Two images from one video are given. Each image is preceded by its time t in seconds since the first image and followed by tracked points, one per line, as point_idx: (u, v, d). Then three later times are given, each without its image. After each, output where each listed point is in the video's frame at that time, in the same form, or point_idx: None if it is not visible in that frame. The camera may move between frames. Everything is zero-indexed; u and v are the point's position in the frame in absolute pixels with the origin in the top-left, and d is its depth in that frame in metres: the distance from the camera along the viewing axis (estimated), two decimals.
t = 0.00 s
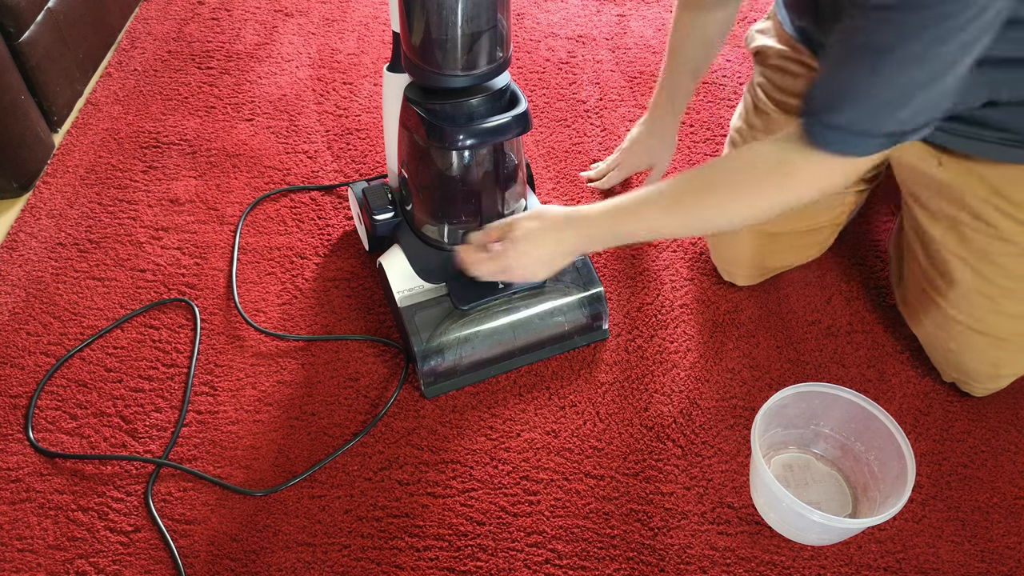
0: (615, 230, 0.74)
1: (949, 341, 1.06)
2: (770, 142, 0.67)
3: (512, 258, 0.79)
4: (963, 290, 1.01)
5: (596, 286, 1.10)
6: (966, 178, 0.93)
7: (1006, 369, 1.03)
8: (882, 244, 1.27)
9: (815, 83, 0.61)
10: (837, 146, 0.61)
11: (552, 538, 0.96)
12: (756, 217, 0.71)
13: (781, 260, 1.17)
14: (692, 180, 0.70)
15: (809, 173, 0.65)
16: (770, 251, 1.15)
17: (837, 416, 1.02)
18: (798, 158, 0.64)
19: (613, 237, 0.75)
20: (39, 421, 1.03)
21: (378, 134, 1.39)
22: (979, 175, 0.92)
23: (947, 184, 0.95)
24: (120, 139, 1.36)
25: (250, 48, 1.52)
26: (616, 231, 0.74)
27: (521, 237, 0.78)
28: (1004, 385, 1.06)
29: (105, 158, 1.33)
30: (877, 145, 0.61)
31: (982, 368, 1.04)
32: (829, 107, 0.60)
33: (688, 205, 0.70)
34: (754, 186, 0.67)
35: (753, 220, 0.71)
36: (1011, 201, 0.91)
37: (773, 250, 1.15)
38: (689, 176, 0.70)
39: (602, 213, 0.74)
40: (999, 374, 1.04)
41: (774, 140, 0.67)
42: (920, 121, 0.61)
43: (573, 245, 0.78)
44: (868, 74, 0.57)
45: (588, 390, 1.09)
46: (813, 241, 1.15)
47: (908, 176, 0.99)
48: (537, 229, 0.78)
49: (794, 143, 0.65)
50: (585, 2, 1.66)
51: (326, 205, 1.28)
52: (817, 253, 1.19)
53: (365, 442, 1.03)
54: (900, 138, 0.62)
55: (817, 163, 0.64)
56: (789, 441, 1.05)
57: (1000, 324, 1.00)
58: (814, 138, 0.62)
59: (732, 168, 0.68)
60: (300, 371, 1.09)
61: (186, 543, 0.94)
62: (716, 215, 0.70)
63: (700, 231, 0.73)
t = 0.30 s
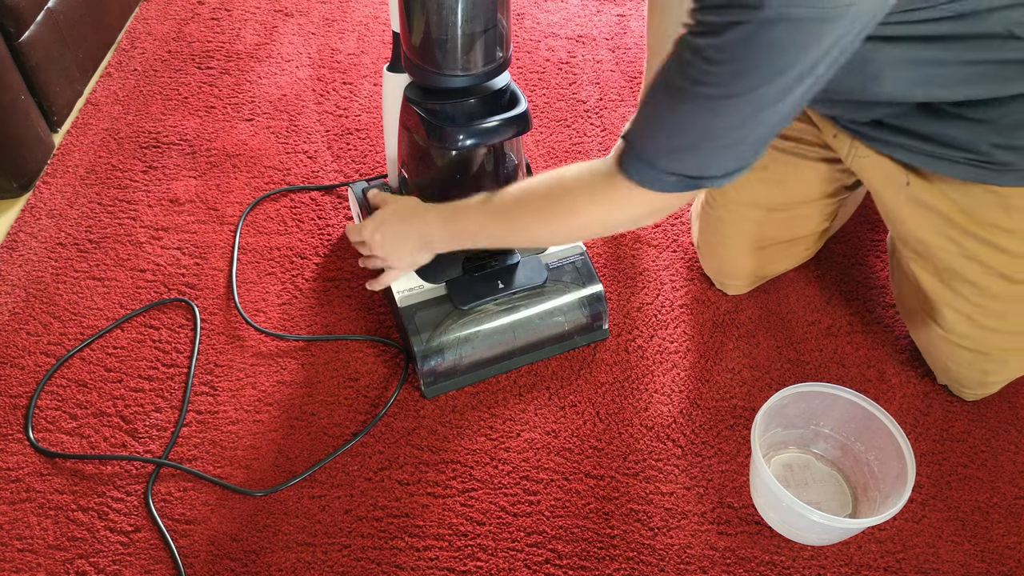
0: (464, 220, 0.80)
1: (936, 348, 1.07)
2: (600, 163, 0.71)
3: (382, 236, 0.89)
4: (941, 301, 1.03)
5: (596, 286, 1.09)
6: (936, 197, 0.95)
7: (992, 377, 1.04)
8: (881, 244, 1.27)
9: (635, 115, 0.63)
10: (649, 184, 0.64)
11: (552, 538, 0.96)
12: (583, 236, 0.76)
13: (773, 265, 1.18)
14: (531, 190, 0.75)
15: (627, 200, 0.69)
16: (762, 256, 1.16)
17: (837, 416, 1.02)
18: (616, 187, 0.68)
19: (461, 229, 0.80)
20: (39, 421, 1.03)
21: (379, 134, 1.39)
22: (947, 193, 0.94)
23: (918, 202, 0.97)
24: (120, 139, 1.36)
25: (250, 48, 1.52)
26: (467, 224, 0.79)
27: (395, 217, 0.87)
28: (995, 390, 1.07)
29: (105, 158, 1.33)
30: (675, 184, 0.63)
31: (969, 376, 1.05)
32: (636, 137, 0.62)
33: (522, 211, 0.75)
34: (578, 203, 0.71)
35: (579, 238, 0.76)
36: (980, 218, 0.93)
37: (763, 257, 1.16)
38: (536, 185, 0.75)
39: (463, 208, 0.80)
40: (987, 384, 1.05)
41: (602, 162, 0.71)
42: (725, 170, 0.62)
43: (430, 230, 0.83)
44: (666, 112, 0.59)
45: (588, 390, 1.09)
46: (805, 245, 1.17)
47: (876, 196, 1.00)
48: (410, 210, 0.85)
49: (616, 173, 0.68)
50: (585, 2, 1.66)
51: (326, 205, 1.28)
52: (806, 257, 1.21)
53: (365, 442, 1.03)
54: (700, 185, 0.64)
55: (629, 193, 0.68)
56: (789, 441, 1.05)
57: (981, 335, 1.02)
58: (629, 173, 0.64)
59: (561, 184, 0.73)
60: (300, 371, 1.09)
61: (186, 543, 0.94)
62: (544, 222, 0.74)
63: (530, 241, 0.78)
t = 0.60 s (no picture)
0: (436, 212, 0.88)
1: (930, 350, 1.08)
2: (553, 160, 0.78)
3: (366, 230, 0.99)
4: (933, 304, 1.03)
5: (596, 286, 1.09)
6: (923, 205, 0.95)
7: (987, 380, 1.04)
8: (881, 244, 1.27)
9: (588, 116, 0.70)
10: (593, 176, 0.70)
11: (552, 538, 0.96)
12: (539, 231, 0.82)
13: (774, 267, 1.18)
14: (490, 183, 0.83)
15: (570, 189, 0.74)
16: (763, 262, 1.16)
17: (837, 416, 1.02)
18: (561, 178, 0.74)
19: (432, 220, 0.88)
20: (39, 421, 1.03)
21: (379, 134, 1.39)
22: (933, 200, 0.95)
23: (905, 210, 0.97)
24: (120, 139, 1.36)
25: (250, 48, 1.52)
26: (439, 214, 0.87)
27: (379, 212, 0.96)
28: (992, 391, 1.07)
29: (105, 157, 1.33)
30: (624, 180, 0.69)
31: (964, 378, 1.06)
32: (588, 135, 0.68)
33: (483, 203, 0.82)
34: (526, 194, 0.78)
35: (534, 233, 0.82)
36: (966, 226, 0.94)
37: (763, 259, 1.16)
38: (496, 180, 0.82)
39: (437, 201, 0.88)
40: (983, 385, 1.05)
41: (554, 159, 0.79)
42: (672, 168, 0.68)
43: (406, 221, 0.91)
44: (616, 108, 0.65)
45: (588, 390, 1.09)
46: (805, 247, 1.17)
47: (863, 203, 1.01)
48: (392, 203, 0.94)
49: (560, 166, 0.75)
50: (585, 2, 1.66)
51: (326, 205, 1.28)
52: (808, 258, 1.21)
53: (365, 442, 1.03)
54: (648, 182, 0.70)
55: (573, 185, 0.73)
56: (789, 441, 1.05)
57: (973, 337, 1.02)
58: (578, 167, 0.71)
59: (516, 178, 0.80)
60: (300, 371, 1.09)
61: (186, 543, 0.94)
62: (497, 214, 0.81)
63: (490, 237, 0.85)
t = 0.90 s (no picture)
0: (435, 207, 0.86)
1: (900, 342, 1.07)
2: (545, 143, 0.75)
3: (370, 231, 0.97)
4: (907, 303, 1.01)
5: (596, 286, 1.09)
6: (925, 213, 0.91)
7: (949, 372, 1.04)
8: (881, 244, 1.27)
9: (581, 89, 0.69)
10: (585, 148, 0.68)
11: (552, 538, 0.96)
12: (536, 217, 0.79)
13: (774, 269, 1.18)
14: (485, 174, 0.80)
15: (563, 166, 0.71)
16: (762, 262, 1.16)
17: (837, 416, 1.02)
18: (555, 153, 0.71)
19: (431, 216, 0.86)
20: (39, 421, 1.03)
21: (379, 134, 1.39)
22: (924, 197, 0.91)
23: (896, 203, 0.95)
24: (120, 139, 1.36)
25: (250, 48, 1.52)
26: (440, 209, 0.85)
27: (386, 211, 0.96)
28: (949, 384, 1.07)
29: (105, 158, 1.33)
30: (608, 151, 0.67)
31: (926, 369, 1.05)
32: (579, 108, 0.67)
33: (476, 192, 0.79)
34: (519, 176, 0.75)
35: (532, 218, 0.79)
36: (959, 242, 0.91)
37: (763, 259, 1.16)
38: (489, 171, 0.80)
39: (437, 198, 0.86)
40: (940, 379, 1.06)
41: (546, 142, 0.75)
42: (659, 145, 0.66)
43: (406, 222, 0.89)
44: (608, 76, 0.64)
45: (588, 390, 1.09)
46: (805, 247, 1.17)
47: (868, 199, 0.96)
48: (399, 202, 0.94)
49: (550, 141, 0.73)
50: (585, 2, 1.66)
51: (326, 205, 1.29)
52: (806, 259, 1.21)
53: (365, 442, 1.03)
54: (634, 158, 0.67)
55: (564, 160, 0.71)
56: (789, 441, 1.05)
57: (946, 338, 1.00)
58: (567, 142, 0.69)
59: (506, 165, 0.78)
60: (300, 371, 1.09)
61: (186, 543, 0.94)
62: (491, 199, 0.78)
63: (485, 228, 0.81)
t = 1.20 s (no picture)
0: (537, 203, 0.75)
1: (810, 320, 1.08)
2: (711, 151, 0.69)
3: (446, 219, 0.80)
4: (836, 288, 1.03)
5: (596, 286, 1.10)
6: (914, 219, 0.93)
7: (852, 364, 1.08)
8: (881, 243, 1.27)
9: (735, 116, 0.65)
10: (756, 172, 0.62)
11: (552, 538, 0.96)
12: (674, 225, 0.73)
13: (772, 266, 1.18)
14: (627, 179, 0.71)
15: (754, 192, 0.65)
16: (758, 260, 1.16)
17: (837, 416, 1.02)
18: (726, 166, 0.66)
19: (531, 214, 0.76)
20: (39, 421, 1.03)
21: (379, 134, 1.39)
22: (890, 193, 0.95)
23: (858, 194, 0.99)
24: (120, 139, 1.36)
25: (250, 48, 1.52)
26: (553, 209, 0.75)
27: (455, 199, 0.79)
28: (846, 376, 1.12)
29: (105, 158, 1.33)
30: (800, 180, 0.62)
31: (829, 353, 1.08)
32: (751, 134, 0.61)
33: (620, 201, 0.72)
34: (693, 193, 0.68)
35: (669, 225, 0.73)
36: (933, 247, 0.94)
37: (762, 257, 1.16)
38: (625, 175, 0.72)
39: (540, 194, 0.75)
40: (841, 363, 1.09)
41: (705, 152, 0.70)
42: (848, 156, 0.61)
43: (491, 216, 0.78)
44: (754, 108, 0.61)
45: (588, 390, 1.09)
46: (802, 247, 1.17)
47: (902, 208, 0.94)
48: (470, 190, 0.79)
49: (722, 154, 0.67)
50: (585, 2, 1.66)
51: (326, 205, 1.28)
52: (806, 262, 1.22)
53: (365, 442, 1.03)
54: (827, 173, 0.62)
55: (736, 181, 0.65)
56: (789, 441, 1.05)
57: (864, 327, 1.04)
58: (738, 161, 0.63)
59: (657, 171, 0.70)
60: (300, 371, 1.09)
61: (186, 543, 0.94)
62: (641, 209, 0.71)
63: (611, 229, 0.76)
